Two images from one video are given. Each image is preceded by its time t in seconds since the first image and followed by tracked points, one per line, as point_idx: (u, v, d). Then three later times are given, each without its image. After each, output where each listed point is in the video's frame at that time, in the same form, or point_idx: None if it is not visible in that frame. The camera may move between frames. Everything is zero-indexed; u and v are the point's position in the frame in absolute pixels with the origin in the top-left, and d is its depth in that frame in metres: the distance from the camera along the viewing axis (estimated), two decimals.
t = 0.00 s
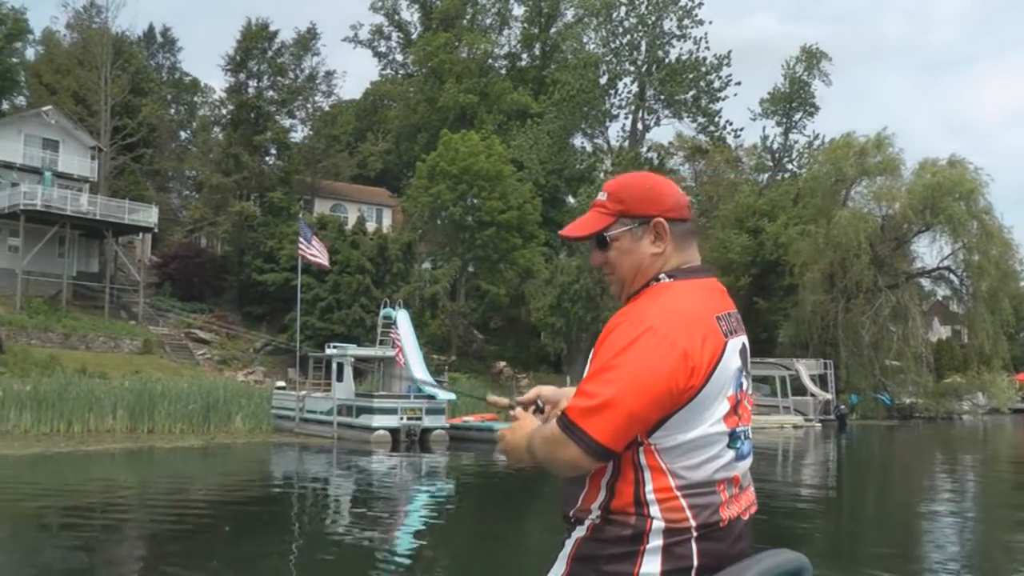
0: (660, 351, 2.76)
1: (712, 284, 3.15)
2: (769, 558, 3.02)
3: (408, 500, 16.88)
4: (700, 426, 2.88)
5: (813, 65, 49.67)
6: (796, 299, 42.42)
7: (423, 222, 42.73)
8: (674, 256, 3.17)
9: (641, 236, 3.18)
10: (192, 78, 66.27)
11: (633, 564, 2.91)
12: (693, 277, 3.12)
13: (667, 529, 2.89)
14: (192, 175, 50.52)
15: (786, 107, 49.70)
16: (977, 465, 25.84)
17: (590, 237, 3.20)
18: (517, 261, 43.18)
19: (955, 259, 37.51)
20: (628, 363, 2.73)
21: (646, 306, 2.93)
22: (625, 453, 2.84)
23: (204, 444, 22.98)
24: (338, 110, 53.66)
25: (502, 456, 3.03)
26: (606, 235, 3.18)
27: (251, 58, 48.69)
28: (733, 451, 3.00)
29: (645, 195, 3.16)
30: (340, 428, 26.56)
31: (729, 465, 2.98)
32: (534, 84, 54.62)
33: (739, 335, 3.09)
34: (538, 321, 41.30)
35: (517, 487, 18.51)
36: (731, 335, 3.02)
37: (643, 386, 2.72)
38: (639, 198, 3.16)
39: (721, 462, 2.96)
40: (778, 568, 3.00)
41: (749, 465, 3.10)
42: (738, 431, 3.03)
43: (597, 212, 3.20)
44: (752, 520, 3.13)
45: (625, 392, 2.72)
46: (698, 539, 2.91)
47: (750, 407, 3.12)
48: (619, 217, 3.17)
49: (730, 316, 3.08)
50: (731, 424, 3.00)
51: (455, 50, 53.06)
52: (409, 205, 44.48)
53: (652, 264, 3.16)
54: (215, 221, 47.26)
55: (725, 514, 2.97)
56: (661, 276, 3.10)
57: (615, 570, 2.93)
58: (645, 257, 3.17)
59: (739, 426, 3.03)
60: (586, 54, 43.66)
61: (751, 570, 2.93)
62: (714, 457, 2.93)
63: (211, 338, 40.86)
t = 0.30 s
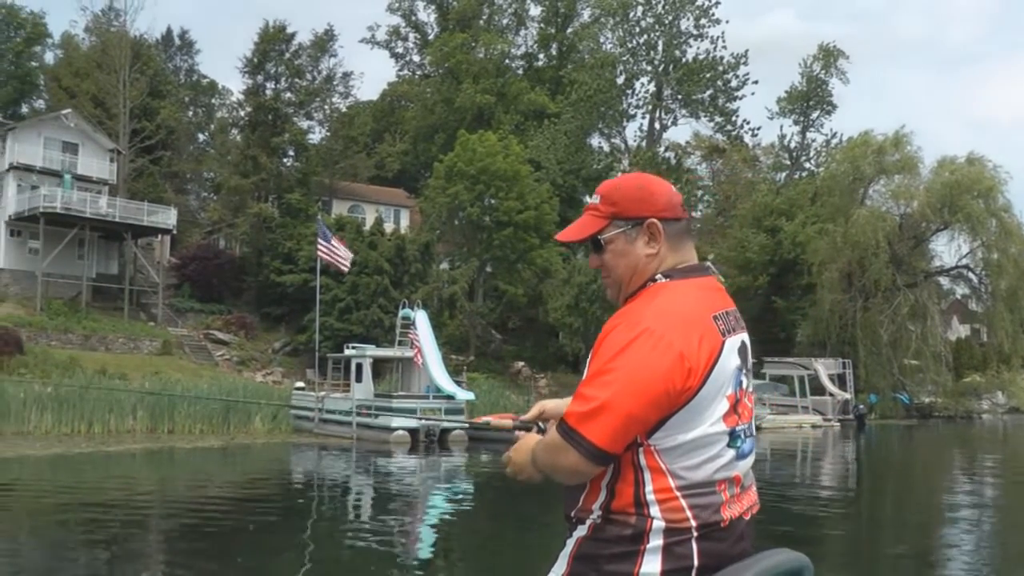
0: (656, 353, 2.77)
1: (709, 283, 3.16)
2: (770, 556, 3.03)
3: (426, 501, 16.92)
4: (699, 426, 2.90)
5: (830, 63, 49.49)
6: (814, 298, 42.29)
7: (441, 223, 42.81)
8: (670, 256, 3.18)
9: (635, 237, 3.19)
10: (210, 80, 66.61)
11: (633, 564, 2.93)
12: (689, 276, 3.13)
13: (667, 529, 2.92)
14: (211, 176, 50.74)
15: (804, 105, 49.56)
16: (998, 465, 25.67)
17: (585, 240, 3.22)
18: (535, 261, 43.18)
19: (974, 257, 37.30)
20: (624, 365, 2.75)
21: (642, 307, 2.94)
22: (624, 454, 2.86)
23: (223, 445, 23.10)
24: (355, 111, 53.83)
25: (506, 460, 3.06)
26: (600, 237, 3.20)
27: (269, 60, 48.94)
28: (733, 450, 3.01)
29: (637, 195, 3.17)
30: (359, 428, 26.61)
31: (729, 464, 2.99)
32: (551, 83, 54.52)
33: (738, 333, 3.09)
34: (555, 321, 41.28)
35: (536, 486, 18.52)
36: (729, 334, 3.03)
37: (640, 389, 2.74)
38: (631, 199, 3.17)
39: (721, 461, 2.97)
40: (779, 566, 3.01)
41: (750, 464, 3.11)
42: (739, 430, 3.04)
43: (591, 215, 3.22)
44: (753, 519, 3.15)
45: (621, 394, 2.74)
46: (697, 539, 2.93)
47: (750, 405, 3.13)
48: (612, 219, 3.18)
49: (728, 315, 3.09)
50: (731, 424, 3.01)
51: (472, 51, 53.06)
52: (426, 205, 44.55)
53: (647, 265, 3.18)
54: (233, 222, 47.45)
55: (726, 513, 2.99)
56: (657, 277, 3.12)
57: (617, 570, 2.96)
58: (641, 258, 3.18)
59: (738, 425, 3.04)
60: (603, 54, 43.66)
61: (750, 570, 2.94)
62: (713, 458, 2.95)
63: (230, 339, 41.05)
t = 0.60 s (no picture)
0: (651, 357, 2.77)
1: (705, 282, 3.16)
2: (770, 556, 3.04)
3: (446, 501, 16.98)
4: (697, 428, 2.91)
5: (847, 61, 49.33)
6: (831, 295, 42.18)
7: (458, 223, 42.91)
8: (665, 257, 3.19)
9: (629, 239, 3.20)
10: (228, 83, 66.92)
11: (633, 565, 2.96)
12: (685, 277, 3.13)
13: (667, 529, 2.94)
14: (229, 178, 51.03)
15: (821, 103, 49.43)
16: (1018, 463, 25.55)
17: (579, 243, 3.23)
18: (552, 261, 43.21)
19: (992, 254, 37.17)
20: (620, 368, 2.76)
21: (637, 309, 2.95)
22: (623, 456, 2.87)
23: (243, 446, 23.22)
24: (372, 112, 53.92)
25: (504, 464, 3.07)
26: (594, 240, 3.21)
27: (286, 62, 49.17)
28: (732, 450, 3.03)
29: (629, 197, 3.17)
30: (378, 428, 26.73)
31: (728, 464, 3.01)
32: (568, 83, 54.47)
33: (735, 332, 3.10)
34: (573, 321, 41.32)
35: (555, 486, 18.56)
36: (725, 334, 3.04)
37: (637, 392, 2.74)
38: (623, 201, 3.17)
39: (720, 460, 2.99)
40: (780, 566, 3.03)
41: (750, 463, 3.12)
42: (738, 430, 3.05)
43: (583, 218, 3.23)
44: (754, 517, 3.17)
45: (618, 397, 2.74)
46: (698, 539, 2.95)
47: (749, 404, 3.14)
48: (606, 221, 3.19)
49: (725, 315, 3.10)
50: (730, 423, 3.02)
51: (488, 51, 53.08)
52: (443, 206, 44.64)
53: (642, 266, 3.19)
54: (251, 224, 47.66)
55: (726, 513, 3.01)
56: (652, 278, 3.12)
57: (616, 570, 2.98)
58: (635, 260, 3.19)
59: (737, 424, 3.05)
60: (619, 54, 43.68)
61: (751, 570, 2.96)
62: (713, 459, 2.96)
63: (248, 340, 41.28)
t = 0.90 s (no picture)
0: (647, 360, 2.80)
1: (702, 283, 3.19)
2: (772, 558, 3.07)
3: (465, 501, 17.04)
4: (696, 430, 2.94)
5: (863, 58, 49.21)
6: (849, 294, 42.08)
7: (475, 224, 43.03)
8: (661, 259, 3.22)
9: (625, 242, 3.23)
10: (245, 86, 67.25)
11: (633, 566, 2.99)
12: (683, 279, 3.16)
13: (667, 531, 2.97)
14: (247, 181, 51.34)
15: (837, 101, 49.36)
16: None
17: (575, 248, 3.28)
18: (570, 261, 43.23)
19: (1011, 251, 37.13)
20: (618, 371, 2.79)
21: (633, 313, 2.97)
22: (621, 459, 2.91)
23: (263, 447, 23.35)
24: (388, 114, 54.11)
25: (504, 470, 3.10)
26: (590, 244, 3.24)
27: (302, 65, 49.44)
28: (732, 451, 3.05)
29: (623, 201, 3.22)
30: (398, 429, 26.83)
31: (730, 465, 3.03)
32: (584, 83, 54.47)
33: (732, 334, 3.13)
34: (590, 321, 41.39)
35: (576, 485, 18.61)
36: (723, 335, 3.07)
37: (634, 395, 2.77)
38: (618, 205, 3.22)
39: (720, 462, 3.02)
40: (782, 567, 3.05)
41: (751, 463, 3.15)
42: (737, 431, 3.08)
43: (579, 224, 3.27)
44: (755, 519, 3.20)
45: (615, 401, 2.77)
46: (698, 541, 2.98)
47: (749, 405, 3.16)
48: (601, 226, 3.23)
49: (723, 316, 3.12)
50: (729, 424, 3.05)
51: (504, 52, 53.11)
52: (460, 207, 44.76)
53: (638, 269, 3.22)
54: (269, 226, 47.88)
55: (726, 515, 3.04)
56: (650, 281, 3.16)
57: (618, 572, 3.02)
58: (631, 262, 3.22)
59: (737, 425, 3.08)
60: (635, 53, 43.74)
61: (751, 570, 2.99)
62: (711, 462, 2.99)
63: (267, 342, 41.53)
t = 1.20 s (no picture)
0: (643, 360, 2.73)
1: (703, 285, 3.13)
2: (774, 558, 2.98)
3: (483, 501, 17.04)
4: (696, 431, 2.87)
5: (881, 57, 49.03)
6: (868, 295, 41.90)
7: (493, 225, 43.06)
8: (661, 260, 3.17)
9: (623, 243, 3.19)
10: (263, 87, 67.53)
11: (633, 568, 2.93)
12: (683, 281, 3.11)
13: (667, 533, 2.91)
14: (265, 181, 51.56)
15: (855, 100, 49.20)
16: None
17: (575, 249, 3.24)
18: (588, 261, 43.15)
19: None
20: (613, 372, 2.73)
21: (632, 314, 2.92)
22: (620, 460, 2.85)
23: (282, 446, 23.41)
24: (406, 114, 54.25)
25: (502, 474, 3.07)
26: (589, 245, 3.21)
27: (321, 66, 49.65)
28: (733, 453, 2.98)
29: (622, 202, 3.18)
30: (415, 429, 26.89)
31: (731, 466, 2.97)
32: (601, 84, 54.43)
33: (734, 336, 3.06)
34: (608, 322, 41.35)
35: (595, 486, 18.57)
36: (724, 336, 3.00)
37: (630, 396, 2.71)
38: (617, 207, 3.18)
39: (721, 464, 2.95)
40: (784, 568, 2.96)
41: (754, 466, 3.08)
42: (739, 433, 3.00)
43: (580, 225, 3.23)
44: (757, 521, 3.13)
45: (611, 402, 2.71)
46: (698, 543, 2.92)
47: (752, 407, 3.09)
48: (600, 227, 3.19)
49: (724, 317, 3.06)
50: (730, 426, 2.98)
51: (522, 52, 53.08)
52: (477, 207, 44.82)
53: (638, 271, 3.17)
54: (287, 227, 48.01)
55: (727, 517, 2.97)
56: (650, 282, 3.11)
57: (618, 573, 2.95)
58: (631, 263, 3.17)
59: (739, 427, 3.01)
60: (653, 53, 43.72)
61: (755, 571, 2.92)
62: (711, 464, 2.92)
63: (285, 341, 41.68)
